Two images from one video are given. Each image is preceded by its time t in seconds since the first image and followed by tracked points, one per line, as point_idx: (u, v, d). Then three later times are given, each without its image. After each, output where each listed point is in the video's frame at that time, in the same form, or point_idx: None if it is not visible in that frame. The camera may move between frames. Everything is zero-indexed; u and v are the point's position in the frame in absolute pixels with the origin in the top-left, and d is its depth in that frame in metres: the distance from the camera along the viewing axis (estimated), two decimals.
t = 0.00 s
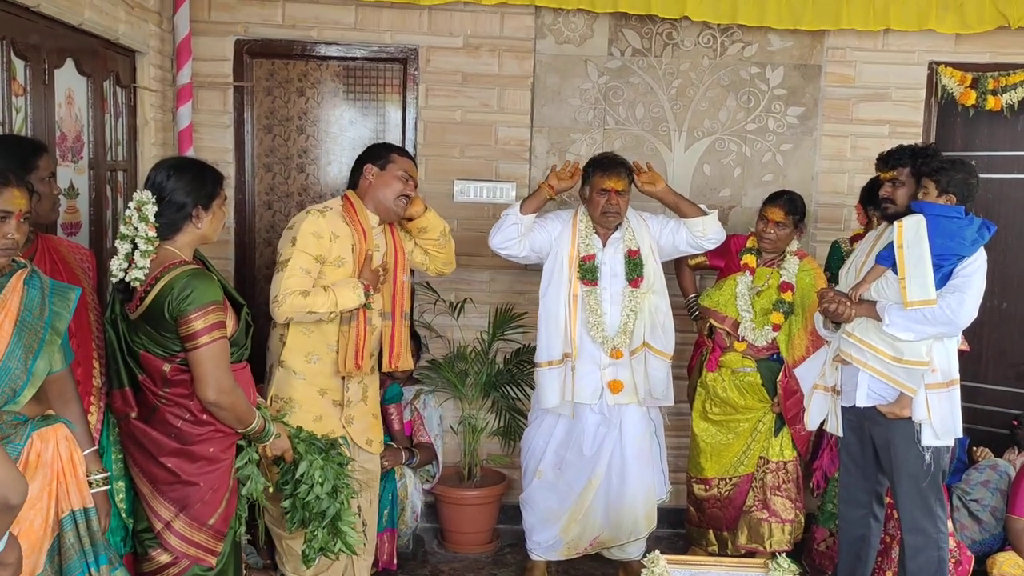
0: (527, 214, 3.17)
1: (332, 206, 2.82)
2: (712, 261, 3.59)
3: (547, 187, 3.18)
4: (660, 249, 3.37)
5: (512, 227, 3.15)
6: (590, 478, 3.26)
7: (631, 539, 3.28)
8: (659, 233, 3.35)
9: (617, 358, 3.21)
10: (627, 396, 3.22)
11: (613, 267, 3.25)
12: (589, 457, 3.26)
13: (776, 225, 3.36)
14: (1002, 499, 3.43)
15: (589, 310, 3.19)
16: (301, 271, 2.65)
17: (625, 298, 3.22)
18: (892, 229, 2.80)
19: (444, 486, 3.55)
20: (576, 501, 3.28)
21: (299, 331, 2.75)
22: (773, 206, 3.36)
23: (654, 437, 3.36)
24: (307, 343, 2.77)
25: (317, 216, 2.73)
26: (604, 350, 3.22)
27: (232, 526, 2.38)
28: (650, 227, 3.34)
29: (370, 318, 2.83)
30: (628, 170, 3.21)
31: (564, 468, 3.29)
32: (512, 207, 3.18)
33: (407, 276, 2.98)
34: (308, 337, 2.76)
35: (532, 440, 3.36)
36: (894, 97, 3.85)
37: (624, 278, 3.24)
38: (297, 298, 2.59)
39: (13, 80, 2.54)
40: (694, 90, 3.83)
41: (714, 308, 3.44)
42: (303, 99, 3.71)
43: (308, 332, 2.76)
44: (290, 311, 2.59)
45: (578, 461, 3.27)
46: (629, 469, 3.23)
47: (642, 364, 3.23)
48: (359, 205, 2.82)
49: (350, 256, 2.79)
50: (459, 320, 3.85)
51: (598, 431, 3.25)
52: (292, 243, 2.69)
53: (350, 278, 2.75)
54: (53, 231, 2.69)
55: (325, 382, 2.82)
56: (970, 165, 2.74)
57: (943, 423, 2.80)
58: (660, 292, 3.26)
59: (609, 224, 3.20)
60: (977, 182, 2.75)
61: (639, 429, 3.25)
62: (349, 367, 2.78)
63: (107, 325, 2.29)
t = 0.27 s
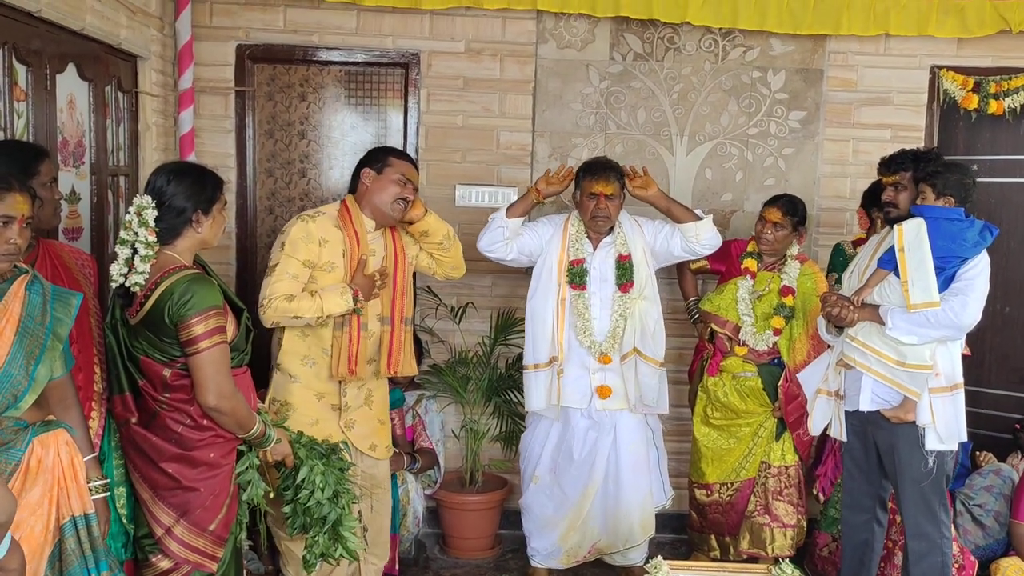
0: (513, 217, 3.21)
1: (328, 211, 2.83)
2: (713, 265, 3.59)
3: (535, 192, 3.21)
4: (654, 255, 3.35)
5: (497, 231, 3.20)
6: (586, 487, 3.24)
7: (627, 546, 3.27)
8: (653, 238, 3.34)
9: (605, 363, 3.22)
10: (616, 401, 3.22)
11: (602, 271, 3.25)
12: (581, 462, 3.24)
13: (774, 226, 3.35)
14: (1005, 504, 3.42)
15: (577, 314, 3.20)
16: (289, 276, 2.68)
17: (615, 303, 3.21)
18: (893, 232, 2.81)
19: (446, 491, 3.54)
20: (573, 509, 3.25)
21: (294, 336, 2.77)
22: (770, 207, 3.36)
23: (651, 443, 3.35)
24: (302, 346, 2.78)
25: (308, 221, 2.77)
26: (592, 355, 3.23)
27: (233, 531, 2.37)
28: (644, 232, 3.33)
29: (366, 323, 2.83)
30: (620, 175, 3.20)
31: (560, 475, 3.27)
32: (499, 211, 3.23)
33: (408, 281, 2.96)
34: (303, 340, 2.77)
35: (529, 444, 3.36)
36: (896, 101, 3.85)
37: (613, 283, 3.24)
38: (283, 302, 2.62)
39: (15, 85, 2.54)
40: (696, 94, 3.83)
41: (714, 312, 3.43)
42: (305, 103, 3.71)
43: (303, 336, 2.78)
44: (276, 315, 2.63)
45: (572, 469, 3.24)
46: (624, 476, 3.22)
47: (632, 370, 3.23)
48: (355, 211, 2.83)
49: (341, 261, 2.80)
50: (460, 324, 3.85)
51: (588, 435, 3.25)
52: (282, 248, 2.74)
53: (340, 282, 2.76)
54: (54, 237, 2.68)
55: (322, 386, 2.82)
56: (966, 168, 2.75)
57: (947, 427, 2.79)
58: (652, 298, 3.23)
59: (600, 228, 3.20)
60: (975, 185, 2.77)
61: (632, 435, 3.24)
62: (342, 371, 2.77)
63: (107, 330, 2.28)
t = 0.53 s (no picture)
0: (502, 221, 3.23)
1: (325, 215, 2.85)
2: (712, 271, 3.57)
3: (524, 196, 3.24)
4: (646, 258, 3.33)
5: (486, 233, 3.23)
6: (581, 492, 3.24)
7: (618, 553, 3.25)
8: (644, 243, 3.31)
9: (592, 368, 3.20)
10: (604, 406, 3.23)
11: (591, 276, 3.25)
12: (572, 467, 3.24)
13: (768, 223, 3.35)
14: (1007, 507, 3.41)
15: (564, 318, 3.20)
16: (280, 279, 2.72)
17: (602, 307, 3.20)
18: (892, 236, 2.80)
19: (446, 495, 3.54)
20: (568, 514, 3.26)
21: (292, 336, 2.81)
22: (763, 204, 3.37)
23: (646, 449, 3.33)
24: (299, 347, 2.82)
25: (301, 224, 2.80)
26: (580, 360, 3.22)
27: (232, 535, 2.37)
28: (636, 236, 3.30)
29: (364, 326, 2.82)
30: (610, 179, 3.17)
31: (556, 480, 3.28)
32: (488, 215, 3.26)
33: (410, 283, 2.92)
34: (301, 342, 2.81)
35: (525, 449, 3.35)
36: (897, 104, 3.85)
37: (601, 287, 3.23)
38: (271, 304, 2.66)
39: (15, 88, 2.54)
40: (696, 97, 3.82)
41: (713, 314, 3.44)
42: (305, 107, 3.71)
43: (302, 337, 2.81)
44: (265, 318, 2.66)
45: (566, 474, 3.24)
46: (615, 482, 3.21)
47: (620, 376, 3.19)
48: (351, 215, 2.83)
49: (333, 264, 2.81)
50: (461, 328, 3.84)
51: (577, 439, 3.25)
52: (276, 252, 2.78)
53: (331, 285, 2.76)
54: (54, 240, 2.68)
55: (320, 388, 2.83)
56: (963, 168, 2.74)
57: (949, 430, 2.80)
58: (641, 304, 3.19)
59: (590, 233, 3.18)
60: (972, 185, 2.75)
61: (623, 441, 3.23)
62: (336, 372, 2.76)
63: (106, 334, 2.28)
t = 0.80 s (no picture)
0: (495, 226, 3.25)
1: (325, 221, 2.86)
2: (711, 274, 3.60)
3: (516, 202, 3.23)
4: (639, 262, 3.32)
5: (479, 238, 3.26)
6: (577, 497, 3.24)
7: (612, 558, 3.24)
8: (637, 247, 3.31)
9: (583, 372, 3.20)
10: (597, 410, 3.23)
11: (583, 281, 3.25)
12: (566, 471, 3.24)
13: (757, 224, 3.36)
14: (1007, 511, 3.41)
15: (556, 322, 3.20)
16: (280, 284, 2.75)
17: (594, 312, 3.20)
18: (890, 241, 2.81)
19: (445, 499, 3.54)
20: (564, 518, 3.25)
21: (300, 339, 2.87)
22: (753, 205, 3.40)
23: (640, 453, 3.33)
24: (304, 348, 2.87)
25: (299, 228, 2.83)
26: (572, 364, 3.22)
27: (230, 539, 2.36)
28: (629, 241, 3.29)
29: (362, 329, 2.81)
30: (602, 183, 3.17)
31: (552, 484, 3.28)
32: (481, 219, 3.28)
33: (411, 287, 2.92)
34: (307, 344, 2.86)
35: (520, 453, 3.35)
36: (895, 108, 3.85)
37: (595, 292, 3.22)
38: (269, 307, 2.71)
39: (14, 93, 2.54)
40: (695, 101, 3.83)
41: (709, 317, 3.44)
42: (304, 111, 3.71)
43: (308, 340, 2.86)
44: (264, 321, 2.70)
45: (561, 478, 3.24)
46: (608, 488, 3.21)
47: (612, 380, 3.20)
48: (350, 220, 2.84)
49: (329, 269, 2.81)
50: (460, 332, 3.84)
51: (570, 443, 3.24)
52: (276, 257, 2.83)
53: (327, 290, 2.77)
54: (52, 244, 2.68)
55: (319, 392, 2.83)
56: (958, 172, 2.73)
57: (947, 433, 2.78)
58: (632, 309, 3.19)
59: (581, 238, 3.19)
60: (968, 188, 2.74)
61: (617, 446, 3.23)
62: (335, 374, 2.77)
63: (104, 338, 2.28)
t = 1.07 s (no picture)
0: (497, 227, 3.27)
1: (329, 225, 2.88)
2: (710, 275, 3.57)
3: (518, 203, 3.26)
4: (641, 264, 3.33)
5: (481, 240, 3.27)
6: (578, 499, 3.23)
7: (614, 560, 3.24)
8: (639, 249, 3.31)
9: (587, 374, 3.19)
10: (600, 412, 3.21)
11: (586, 282, 3.24)
12: (568, 473, 3.23)
13: (760, 226, 3.36)
14: (1008, 513, 3.40)
15: (560, 323, 3.19)
16: (284, 284, 2.81)
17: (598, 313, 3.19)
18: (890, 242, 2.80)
19: (445, 501, 3.53)
20: (566, 521, 3.25)
21: (312, 340, 2.89)
22: (754, 208, 3.40)
23: (642, 455, 3.32)
24: (316, 348, 2.88)
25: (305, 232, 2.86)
26: (575, 366, 3.21)
27: (228, 542, 2.35)
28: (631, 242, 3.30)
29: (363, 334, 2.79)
30: (604, 185, 3.17)
31: (554, 486, 3.26)
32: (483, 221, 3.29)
33: (412, 289, 2.88)
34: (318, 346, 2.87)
35: (522, 455, 3.34)
36: (895, 109, 3.84)
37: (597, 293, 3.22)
38: (274, 308, 2.78)
39: (12, 95, 2.53)
40: (694, 103, 3.82)
41: (714, 318, 3.42)
42: (303, 112, 3.70)
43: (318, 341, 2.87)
44: (270, 322, 2.76)
45: (563, 479, 3.23)
46: (610, 489, 3.19)
47: (615, 381, 3.18)
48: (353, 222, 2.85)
49: (331, 272, 2.82)
50: (459, 334, 3.83)
51: (573, 445, 3.23)
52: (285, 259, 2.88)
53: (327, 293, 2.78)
54: (51, 246, 2.67)
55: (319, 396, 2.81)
56: (962, 173, 2.72)
57: (948, 437, 2.79)
58: (635, 311, 3.19)
59: (584, 239, 3.19)
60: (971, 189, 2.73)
61: (619, 447, 3.22)
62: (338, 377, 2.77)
63: (103, 340, 2.27)
